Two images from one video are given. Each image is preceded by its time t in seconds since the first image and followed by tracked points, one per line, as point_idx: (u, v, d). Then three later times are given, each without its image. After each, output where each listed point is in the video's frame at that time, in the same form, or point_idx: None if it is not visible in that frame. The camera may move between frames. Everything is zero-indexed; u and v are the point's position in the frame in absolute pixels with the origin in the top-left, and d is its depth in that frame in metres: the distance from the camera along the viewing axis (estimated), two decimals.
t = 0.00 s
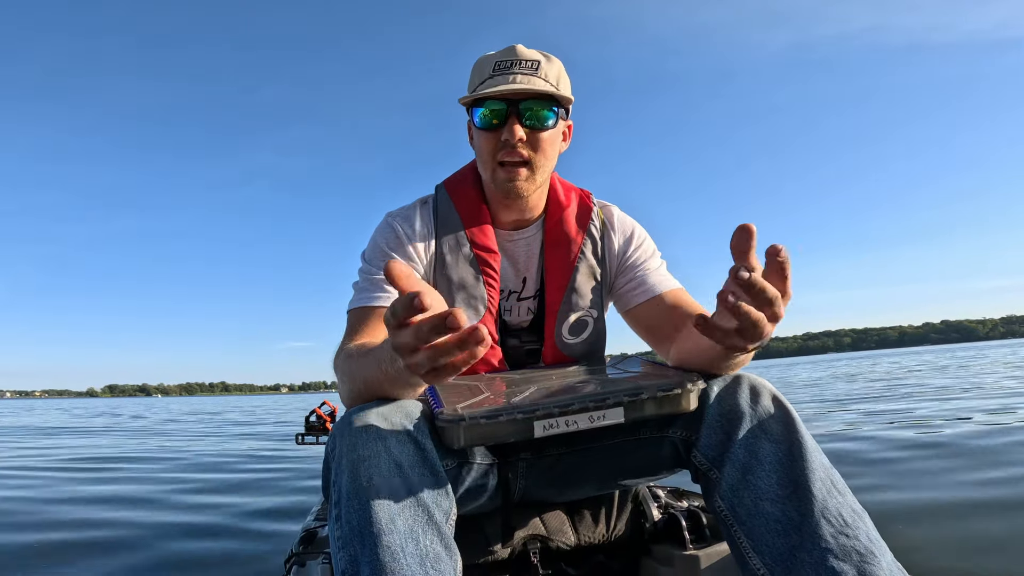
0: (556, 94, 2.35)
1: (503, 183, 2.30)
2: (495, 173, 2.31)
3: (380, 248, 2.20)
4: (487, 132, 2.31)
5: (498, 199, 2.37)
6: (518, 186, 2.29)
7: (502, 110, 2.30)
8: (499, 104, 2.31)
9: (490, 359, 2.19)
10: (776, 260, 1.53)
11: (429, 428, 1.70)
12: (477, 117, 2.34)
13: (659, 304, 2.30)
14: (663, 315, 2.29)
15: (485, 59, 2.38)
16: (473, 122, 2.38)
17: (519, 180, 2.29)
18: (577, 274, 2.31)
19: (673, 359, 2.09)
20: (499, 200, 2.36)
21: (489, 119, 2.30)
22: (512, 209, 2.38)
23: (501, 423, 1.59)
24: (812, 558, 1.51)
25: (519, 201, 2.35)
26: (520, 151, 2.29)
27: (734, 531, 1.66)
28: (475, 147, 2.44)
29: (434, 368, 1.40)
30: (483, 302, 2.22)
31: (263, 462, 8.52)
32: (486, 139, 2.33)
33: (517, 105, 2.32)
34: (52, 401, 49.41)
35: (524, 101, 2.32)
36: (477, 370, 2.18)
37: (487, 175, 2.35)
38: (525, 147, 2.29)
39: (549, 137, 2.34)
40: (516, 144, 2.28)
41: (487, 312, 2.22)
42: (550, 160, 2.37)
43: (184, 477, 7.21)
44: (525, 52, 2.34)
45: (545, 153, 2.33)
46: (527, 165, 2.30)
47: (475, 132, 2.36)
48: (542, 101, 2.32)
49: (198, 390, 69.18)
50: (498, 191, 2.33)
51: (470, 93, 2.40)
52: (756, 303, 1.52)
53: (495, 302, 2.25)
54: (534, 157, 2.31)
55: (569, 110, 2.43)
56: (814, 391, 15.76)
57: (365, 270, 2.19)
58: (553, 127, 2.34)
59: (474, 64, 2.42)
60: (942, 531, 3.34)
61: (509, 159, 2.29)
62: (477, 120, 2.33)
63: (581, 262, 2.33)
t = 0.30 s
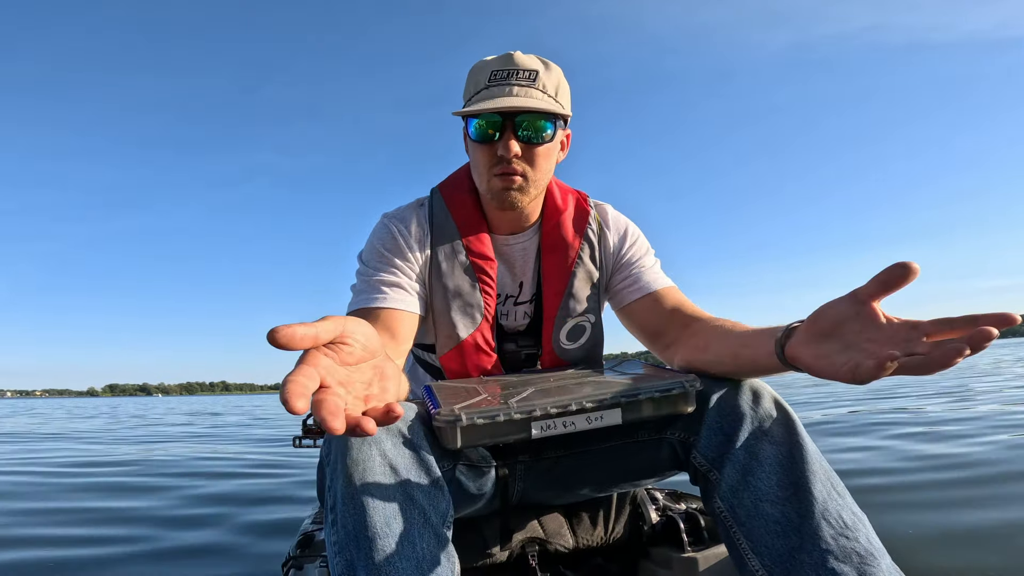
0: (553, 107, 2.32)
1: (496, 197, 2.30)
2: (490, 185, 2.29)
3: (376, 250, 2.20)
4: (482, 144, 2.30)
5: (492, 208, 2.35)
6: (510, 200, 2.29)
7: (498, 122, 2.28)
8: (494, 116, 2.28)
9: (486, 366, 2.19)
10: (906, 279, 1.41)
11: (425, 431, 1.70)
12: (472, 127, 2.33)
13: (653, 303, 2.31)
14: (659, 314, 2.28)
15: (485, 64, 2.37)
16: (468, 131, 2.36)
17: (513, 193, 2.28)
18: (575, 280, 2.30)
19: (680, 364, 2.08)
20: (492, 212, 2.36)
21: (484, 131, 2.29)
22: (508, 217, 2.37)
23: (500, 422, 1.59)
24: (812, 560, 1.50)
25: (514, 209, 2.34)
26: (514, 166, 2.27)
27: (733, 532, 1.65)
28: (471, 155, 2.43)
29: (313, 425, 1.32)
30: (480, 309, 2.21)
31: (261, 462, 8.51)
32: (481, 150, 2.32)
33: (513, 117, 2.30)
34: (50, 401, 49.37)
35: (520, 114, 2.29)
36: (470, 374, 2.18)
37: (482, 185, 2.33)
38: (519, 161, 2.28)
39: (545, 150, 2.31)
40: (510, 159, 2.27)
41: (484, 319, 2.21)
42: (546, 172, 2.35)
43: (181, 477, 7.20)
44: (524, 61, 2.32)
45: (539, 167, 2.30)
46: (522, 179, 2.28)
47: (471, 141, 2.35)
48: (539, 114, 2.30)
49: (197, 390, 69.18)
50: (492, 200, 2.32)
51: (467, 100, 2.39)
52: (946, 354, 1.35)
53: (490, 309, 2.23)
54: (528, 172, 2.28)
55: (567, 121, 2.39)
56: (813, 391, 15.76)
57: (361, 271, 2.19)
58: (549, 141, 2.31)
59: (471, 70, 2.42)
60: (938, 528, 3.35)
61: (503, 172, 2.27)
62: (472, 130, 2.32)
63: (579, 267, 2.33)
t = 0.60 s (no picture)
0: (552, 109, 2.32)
1: (496, 201, 2.29)
2: (491, 189, 2.29)
3: (375, 252, 2.20)
4: (481, 147, 2.31)
5: (492, 212, 2.35)
6: (510, 204, 2.29)
7: (497, 125, 2.29)
8: (494, 119, 2.28)
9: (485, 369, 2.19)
10: (890, 280, 1.43)
11: (425, 434, 1.70)
12: (471, 130, 2.33)
13: (651, 307, 2.31)
14: (658, 318, 2.28)
15: (482, 68, 2.37)
16: (467, 135, 2.36)
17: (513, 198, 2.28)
18: (573, 283, 2.30)
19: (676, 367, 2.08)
20: (492, 217, 2.36)
21: (483, 134, 2.29)
22: (507, 221, 2.37)
23: (499, 426, 1.59)
24: (810, 563, 1.50)
25: (514, 214, 2.33)
26: (513, 168, 2.27)
27: (732, 536, 1.65)
28: (469, 159, 2.43)
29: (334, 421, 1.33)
30: (479, 313, 2.21)
31: (260, 463, 8.51)
32: (480, 153, 2.32)
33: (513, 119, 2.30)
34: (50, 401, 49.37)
35: (519, 116, 2.30)
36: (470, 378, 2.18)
37: (482, 189, 2.33)
38: (519, 164, 2.28)
39: (545, 152, 2.32)
40: (510, 161, 2.27)
41: (483, 322, 2.22)
42: (546, 175, 2.36)
43: (180, 478, 7.19)
44: (523, 64, 2.32)
45: (539, 169, 2.30)
46: (521, 182, 2.28)
47: (470, 145, 2.35)
48: (538, 116, 2.30)
49: (197, 390, 69.19)
50: (491, 204, 2.32)
51: (466, 104, 2.39)
52: (919, 355, 1.34)
53: (490, 313, 2.23)
54: (528, 175, 2.28)
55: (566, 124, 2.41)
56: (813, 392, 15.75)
57: (360, 274, 2.19)
58: (549, 143, 2.32)
59: (469, 74, 2.42)
60: (937, 532, 3.35)
61: (503, 176, 2.28)
62: (471, 134, 2.32)
63: (577, 272, 2.32)
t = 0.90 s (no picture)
0: (558, 100, 2.35)
1: (503, 184, 2.29)
2: (497, 174, 2.29)
3: (379, 249, 2.20)
4: (488, 137, 2.31)
5: (498, 202, 2.35)
6: (517, 187, 2.28)
7: (504, 116, 2.30)
8: (501, 109, 2.30)
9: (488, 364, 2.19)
10: (864, 287, 1.43)
11: (427, 432, 1.71)
12: (478, 122, 2.34)
13: (655, 306, 2.31)
14: (662, 316, 2.28)
15: (487, 64, 2.38)
16: (474, 127, 2.37)
17: (520, 180, 2.28)
18: (576, 280, 2.30)
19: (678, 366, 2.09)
20: (498, 206, 2.36)
21: (490, 124, 2.30)
22: (512, 212, 2.37)
23: (501, 425, 1.59)
24: (810, 565, 1.50)
25: (520, 202, 2.33)
26: (521, 154, 2.28)
27: (732, 536, 1.66)
28: (475, 152, 2.44)
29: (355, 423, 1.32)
30: (483, 308, 2.21)
31: (261, 463, 8.51)
32: (487, 143, 2.32)
33: (519, 110, 2.31)
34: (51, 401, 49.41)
35: (526, 107, 2.31)
36: (473, 373, 2.18)
37: (488, 178, 2.33)
38: (526, 151, 2.28)
39: (551, 143, 2.33)
40: (518, 148, 2.28)
41: (487, 318, 2.22)
42: (552, 165, 2.37)
43: (181, 477, 7.20)
44: (529, 59, 2.33)
45: (546, 157, 2.32)
46: (529, 167, 2.28)
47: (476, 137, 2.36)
48: (544, 107, 2.32)
49: (197, 390, 69.22)
50: (498, 192, 2.31)
51: (472, 98, 2.39)
52: (891, 371, 1.38)
53: (494, 307, 2.24)
54: (535, 160, 2.29)
55: (570, 117, 2.44)
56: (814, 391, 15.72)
57: (363, 270, 2.19)
58: (555, 133, 2.33)
59: (475, 70, 2.43)
60: (938, 529, 3.35)
61: (510, 161, 2.28)
62: (478, 125, 2.33)
63: (580, 267, 2.33)
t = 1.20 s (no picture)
0: (566, 87, 2.38)
1: (513, 170, 2.28)
2: (505, 162, 2.30)
3: (382, 242, 2.21)
4: (497, 123, 2.31)
5: (505, 191, 2.35)
6: (526, 174, 2.28)
7: (514, 103, 2.32)
8: (511, 96, 2.32)
9: (490, 355, 2.19)
10: (823, 324, 1.39)
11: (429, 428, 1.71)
12: (486, 110, 2.35)
13: (656, 299, 2.32)
14: (663, 308, 2.29)
15: (494, 57, 2.39)
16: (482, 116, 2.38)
17: (529, 169, 2.28)
18: (577, 272, 2.31)
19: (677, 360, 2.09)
20: (505, 195, 2.36)
21: (499, 111, 2.31)
22: (518, 203, 2.38)
23: (502, 423, 1.59)
24: (810, 563, 1.51)
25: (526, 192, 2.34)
26: (532, 140, 2.28)
27: (733, 535, 1.67)
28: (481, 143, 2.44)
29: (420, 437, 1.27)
30: (486, 300, 2.22)
31: (262, 463, 8.50)
32: (495, 129, 2.32)
33: (528, 97, 2.33)
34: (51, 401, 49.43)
35: (535, 93, 2.33)
36: (475, 366, 2.18)
37: (495, 166, 2.32)
38: (537, 136, 2.29)
39: (558, 131, 2.35)
40: (528, 133, 2.28)
41: (489, 309, 2.22)
42: (558, 154, 2.39)
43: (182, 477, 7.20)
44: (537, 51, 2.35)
45: (554, 145, 2.33)
46: (539, 154, 2.29)
47: (483, 125, 2.36)
48: (552, 95, 2.35)
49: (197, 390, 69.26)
50: (506, 181, 2.32)
51: (480, 88, 2.37)
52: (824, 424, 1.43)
53: (496, 300, 2.25)
54: (544, 146, 2.30)
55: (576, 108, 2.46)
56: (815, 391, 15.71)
57: (366, 263, 2.20)
58: (562, 122, 2.36)
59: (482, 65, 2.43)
60: (940, 526, 3.34)
61: (519, 148, 2.28)
62: (487, 112, 2.34)
63: (581, 259, 2.34)
